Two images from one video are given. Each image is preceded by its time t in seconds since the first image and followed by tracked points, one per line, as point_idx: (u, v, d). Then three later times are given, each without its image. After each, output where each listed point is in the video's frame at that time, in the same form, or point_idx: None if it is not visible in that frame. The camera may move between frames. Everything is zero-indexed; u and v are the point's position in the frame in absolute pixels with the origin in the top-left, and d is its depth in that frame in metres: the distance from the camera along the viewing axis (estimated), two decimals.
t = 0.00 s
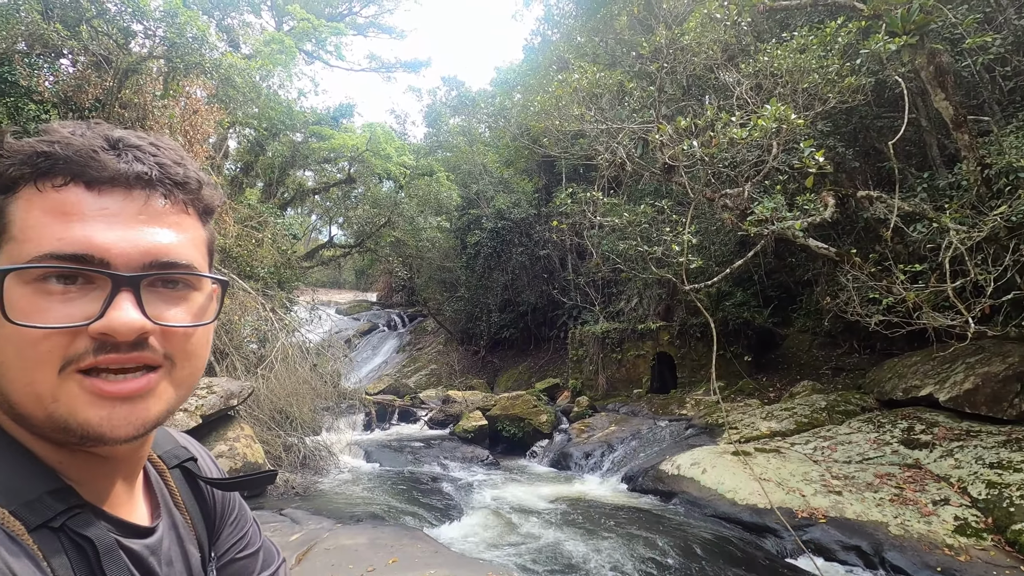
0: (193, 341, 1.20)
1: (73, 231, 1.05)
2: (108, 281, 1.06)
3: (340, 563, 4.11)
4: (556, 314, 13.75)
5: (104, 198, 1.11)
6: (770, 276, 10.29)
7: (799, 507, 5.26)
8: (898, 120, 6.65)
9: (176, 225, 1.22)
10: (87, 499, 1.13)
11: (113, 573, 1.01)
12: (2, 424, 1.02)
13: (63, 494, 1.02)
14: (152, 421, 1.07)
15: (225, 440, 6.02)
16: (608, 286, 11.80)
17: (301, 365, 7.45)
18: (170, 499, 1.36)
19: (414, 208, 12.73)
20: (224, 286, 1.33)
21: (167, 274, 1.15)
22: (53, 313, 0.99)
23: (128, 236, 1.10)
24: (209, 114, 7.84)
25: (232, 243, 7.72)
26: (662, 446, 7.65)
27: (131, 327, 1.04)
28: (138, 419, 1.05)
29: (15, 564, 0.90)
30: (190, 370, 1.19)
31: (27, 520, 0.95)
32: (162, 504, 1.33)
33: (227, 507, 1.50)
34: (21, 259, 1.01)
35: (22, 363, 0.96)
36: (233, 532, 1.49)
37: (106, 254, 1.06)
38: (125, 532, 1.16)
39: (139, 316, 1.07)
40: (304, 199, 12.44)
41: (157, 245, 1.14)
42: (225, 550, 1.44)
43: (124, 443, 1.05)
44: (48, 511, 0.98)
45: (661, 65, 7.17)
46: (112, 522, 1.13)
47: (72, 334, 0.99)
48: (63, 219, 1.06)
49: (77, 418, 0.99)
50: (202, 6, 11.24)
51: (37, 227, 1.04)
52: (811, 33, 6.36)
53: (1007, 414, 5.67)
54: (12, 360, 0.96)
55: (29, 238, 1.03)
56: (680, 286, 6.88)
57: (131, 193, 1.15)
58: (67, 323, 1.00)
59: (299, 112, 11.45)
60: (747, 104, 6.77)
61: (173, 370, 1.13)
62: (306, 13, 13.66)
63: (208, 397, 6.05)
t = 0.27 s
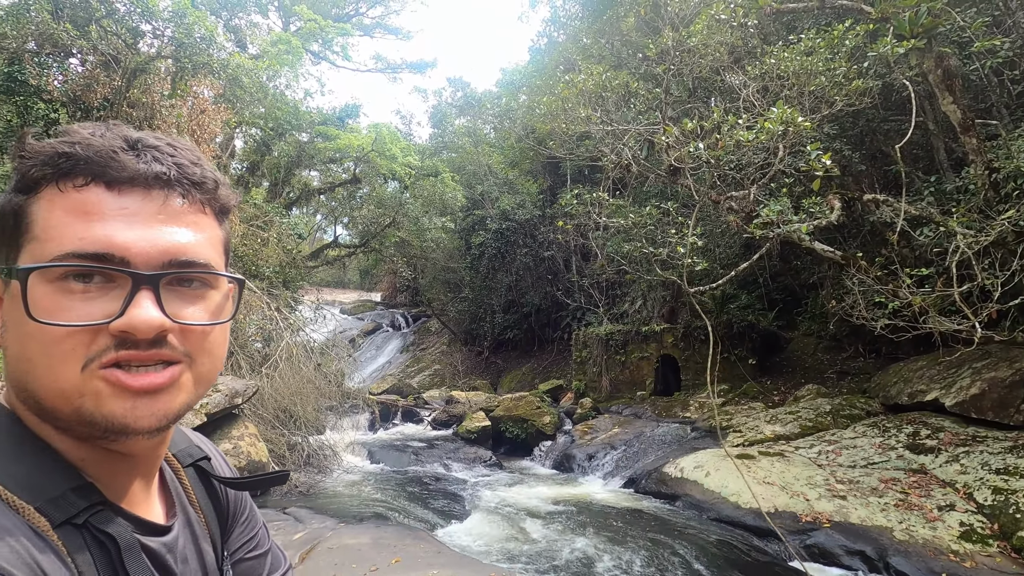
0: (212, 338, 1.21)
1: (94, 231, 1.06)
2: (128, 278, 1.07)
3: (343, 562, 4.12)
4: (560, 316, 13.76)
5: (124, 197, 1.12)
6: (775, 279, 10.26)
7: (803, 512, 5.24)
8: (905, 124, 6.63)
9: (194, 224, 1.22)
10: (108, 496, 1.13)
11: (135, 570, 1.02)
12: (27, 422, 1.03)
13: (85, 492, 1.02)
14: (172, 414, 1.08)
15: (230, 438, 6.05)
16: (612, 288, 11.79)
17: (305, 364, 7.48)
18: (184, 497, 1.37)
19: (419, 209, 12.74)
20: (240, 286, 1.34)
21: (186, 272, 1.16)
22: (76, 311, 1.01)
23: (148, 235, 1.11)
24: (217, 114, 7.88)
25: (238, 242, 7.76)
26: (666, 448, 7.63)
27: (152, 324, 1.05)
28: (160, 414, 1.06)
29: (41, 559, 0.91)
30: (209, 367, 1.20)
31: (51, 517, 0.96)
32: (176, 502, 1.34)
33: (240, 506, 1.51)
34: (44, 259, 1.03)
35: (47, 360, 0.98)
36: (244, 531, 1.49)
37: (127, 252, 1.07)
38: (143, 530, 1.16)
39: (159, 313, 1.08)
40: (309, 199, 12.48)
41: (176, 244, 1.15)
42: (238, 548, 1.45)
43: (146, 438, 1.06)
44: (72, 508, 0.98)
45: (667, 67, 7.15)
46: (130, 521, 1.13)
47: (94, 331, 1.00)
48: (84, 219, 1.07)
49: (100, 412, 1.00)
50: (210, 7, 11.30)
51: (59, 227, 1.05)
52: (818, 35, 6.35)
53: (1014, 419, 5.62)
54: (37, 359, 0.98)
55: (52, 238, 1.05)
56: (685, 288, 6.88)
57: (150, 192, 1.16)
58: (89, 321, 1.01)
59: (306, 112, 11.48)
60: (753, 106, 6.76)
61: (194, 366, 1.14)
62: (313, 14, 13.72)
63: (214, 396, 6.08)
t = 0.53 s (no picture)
0: (223, 328, 1.21)
1: (107, 221, 1.07)
2: (141, 268, 1.08)
3: (348, 553, 4.16)
4: (564, 310, 13.76)
5: (137, 187, 1.13)
6: (778, 273, 10.25)
7: (805, 504, 5.26)
8: (910, 115, 6.59)
9: (206, 214, 1.23)
10: (123, 483, 1.15)
11: (148, 555, 1.04)
12: (45, 409, 1.05)
13: (99, 476, 1.03)
14: (185, 403, 1.09)
15: (235, 432, 6.09)
16: (615, 281, 11.78)
17: (309, 358, 7.52)
18: (194, 484, 1.38)
19: (422, 203, 12.77)
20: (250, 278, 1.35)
21: (198, 262, 1.17)
22: (90, 300, 1.01)
23: (159, 225, 1.12)
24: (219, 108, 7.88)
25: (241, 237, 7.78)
26: (669, 442, 7.65)
27: (165, 313, 1.06)
28: (173, 402, 1.07)
29: (58, 542, 0.92)
30: (222, 356, 1.21)
31: (67, 500, 0.96)
32: (187, 490, 1.35)
33: (250, 493, 1.52)
34: (59, 249, 1.04)
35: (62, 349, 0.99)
36: (256, 518, 1.51)
37: (139, 242, 1.08)
38: (155, 516, 1.17)
39: (172, 303, 1.09)
40: (312, 193, 12.49)
41: (188, 235, 1.15)
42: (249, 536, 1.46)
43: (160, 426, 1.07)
44: (87, 492, 0.99)
45: (670, 59, 7.11)
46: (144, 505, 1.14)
47: (108, 320, 1.01)
48: (97, 209, 1.08)
49: (116, 401, 1.02)
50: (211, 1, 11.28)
51: (73, 217, 1.06)
52: (823, 26, 6.30)
53: (1018, 412, 5.60)
54: (52, 348, 0.99)
55: (67, 228, 1.05)
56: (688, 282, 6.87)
57: (162, 183, 1.16)
58: (103, 310, 1.02)
59: (308, 106, 11.43)
60: (757, 98, 6.72)
61: (206, 355, 1.15)
62: (315, 7, 13.68)
63: (219, 389, 6.12)
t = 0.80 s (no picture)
0: (232, 303, 1.22)
1: (115, 195, 1.07)
2: (147, 240, 1.08)
3: (351, 543, 4.19)
4: (567, 303, 13.75)
5: (141, 160, 1.13)
6: (782, 267, 10.21)
7: (807, 497, 5.26)
8: (919, 108, 6.52)
9: (211, 188, 1.23)
10: (135, 461, 1.16)
11: (161, 536, 1.04)
12: (56, 385, 1.05)
13: (114, 457, 1.04)
14: (198, 373, 1.10)
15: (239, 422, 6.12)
16: (619, 275, 11.76)
17: (313, 349, 7.54)
18: (207, 468, 1.40)
19: (425, 195, 12.69)
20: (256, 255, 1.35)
21: (205, 235, 1.17)
22: (100, 273, 1.02)
23: (166, 198, 1.12)
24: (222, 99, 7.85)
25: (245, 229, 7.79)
26: (671, 434, 7.66)
27: (175, 284, 1.07)
28: (186, 373, 1.08)
29: (74, 521, 0.93)
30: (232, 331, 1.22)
31: (83, 480, 0.97)
32: (200, 473, 1.37)
33: (262, 479, 1.53)
34: (67, 222, 1.04)
35: (74, 321, 0.99)
36: (267, 503, 1.52)
37: (147, 215, 1.09)
38: (168, 497, 1.18)
39: (182, 274, 1.09)
40: (316, 185, 12.37)
41: (194, 207, 1.16)
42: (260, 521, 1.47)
43: (173, 400, 1.08)
44: (102, 473, 1.00)
45: (676, 50, 7.05)
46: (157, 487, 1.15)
47: (118, 292, 1.01)
48: (103, 183, 1.08)
49: (130, 371, 1.02)
50: None
51: (80, 192, 1.07)
52: (832, 17, 6.22)
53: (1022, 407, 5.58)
54: (65, 320, 0.99)
55: (73, 202, 1.06)
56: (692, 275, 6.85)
57: (166, 156, 1.17)
58: (113, 282, 1.02)
59: (311, 97, 11.36)
60: (763, 90, 6.67)
61: (216, 329, 1.16)
62: None
63: (223, 380, 6.14)
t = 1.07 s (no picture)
0: (248, 311, 1.23)
1: (138, 209, 1.08)
2: (167, 252, 1.10)
3: (357, 544, 4.20)
4: (572, 305, 13.74)
5: (161, 171, 1.14)
6: (789, 270, 10.17)
7: (814, 502, 5.23)
8: (927, 110, 6.49)
9: (228, 197, 1.24)
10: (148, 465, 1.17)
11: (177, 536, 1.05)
12: (77, 393, 1.07)
13: (132, 459, 1.05)
14: (215, 381, 1.12)
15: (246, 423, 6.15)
16: (624, 277, 11.74)
17: (319, 351, 7.57)
18: (220, 471, 1.41)
19: (431, 198, 12.62)
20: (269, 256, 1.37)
21: (221, 246, 1.18)
22: (122, 284, 1.03)
23: (186, 209, 1.14)
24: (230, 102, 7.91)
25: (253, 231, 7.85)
26: (677, 438, 7.64)
27: (195, 296, 1.08)
28: (205, 381, 1.09)
29: (95, 522, 0.94)
30: (248, 338, 1.23)
31: (103, 481, 0.98)
32: (212, 474, 1.38)
33: (271, 482, 1.54)
34: (89, 233, 1.05)
35: (96, 331, 1.01)
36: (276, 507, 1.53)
37: (167, 227, 1.10)
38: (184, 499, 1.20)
39: (201, 285, 1.10)
40: (322, 187, 12.51)
41: (212, 218, 1.17)
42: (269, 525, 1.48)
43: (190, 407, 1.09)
44: (121, 473, 1.01)
45: (682, 53, 7.05)
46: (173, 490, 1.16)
47: (139, 304, 1.03)
48: (124, 193, 1.09)
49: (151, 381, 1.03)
50: None
51: (101, 201, 1.08)
52: (838, 20, 6.22)
53: None
54: (90, 334, 1.01)
55: (94, 212, 1.07)
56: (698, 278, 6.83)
57: (186, 167, 1.18)
58: (135, 293, 1.03)
59: (318, 100, 11.40)
60: (770, 93, 6.66)
61: (233, 338, 1.16)
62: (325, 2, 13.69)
63: (230, 381, 6.18)
